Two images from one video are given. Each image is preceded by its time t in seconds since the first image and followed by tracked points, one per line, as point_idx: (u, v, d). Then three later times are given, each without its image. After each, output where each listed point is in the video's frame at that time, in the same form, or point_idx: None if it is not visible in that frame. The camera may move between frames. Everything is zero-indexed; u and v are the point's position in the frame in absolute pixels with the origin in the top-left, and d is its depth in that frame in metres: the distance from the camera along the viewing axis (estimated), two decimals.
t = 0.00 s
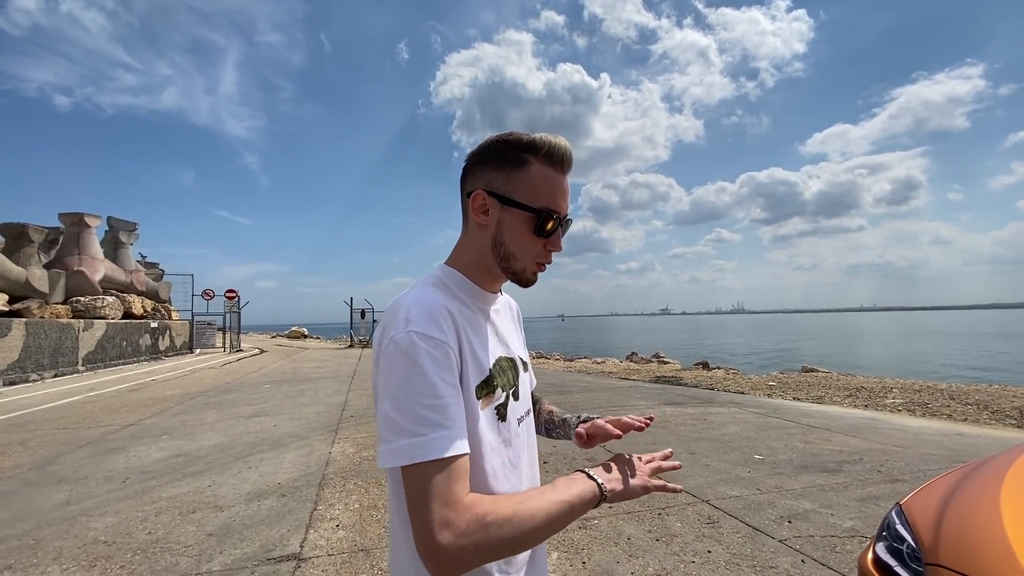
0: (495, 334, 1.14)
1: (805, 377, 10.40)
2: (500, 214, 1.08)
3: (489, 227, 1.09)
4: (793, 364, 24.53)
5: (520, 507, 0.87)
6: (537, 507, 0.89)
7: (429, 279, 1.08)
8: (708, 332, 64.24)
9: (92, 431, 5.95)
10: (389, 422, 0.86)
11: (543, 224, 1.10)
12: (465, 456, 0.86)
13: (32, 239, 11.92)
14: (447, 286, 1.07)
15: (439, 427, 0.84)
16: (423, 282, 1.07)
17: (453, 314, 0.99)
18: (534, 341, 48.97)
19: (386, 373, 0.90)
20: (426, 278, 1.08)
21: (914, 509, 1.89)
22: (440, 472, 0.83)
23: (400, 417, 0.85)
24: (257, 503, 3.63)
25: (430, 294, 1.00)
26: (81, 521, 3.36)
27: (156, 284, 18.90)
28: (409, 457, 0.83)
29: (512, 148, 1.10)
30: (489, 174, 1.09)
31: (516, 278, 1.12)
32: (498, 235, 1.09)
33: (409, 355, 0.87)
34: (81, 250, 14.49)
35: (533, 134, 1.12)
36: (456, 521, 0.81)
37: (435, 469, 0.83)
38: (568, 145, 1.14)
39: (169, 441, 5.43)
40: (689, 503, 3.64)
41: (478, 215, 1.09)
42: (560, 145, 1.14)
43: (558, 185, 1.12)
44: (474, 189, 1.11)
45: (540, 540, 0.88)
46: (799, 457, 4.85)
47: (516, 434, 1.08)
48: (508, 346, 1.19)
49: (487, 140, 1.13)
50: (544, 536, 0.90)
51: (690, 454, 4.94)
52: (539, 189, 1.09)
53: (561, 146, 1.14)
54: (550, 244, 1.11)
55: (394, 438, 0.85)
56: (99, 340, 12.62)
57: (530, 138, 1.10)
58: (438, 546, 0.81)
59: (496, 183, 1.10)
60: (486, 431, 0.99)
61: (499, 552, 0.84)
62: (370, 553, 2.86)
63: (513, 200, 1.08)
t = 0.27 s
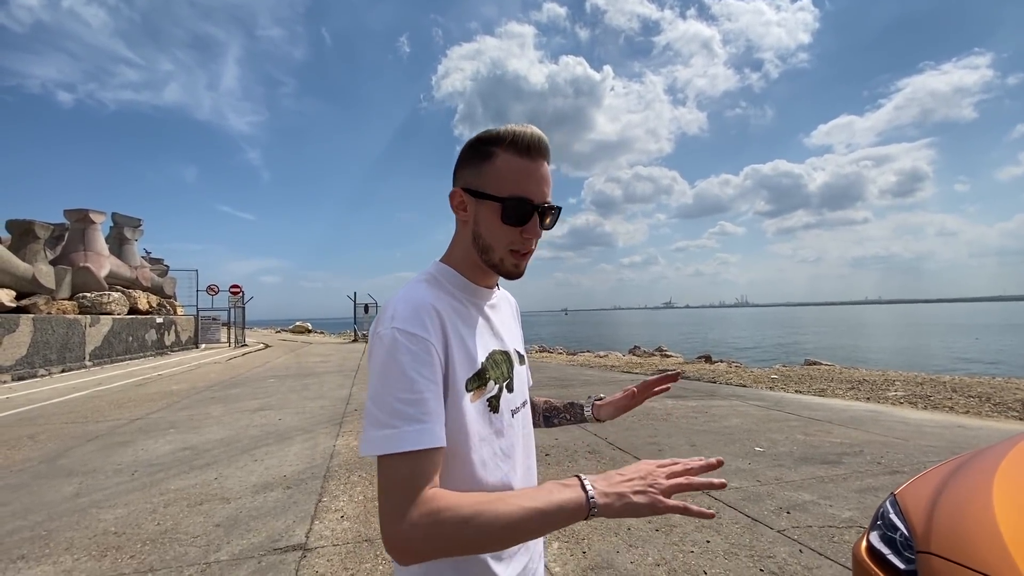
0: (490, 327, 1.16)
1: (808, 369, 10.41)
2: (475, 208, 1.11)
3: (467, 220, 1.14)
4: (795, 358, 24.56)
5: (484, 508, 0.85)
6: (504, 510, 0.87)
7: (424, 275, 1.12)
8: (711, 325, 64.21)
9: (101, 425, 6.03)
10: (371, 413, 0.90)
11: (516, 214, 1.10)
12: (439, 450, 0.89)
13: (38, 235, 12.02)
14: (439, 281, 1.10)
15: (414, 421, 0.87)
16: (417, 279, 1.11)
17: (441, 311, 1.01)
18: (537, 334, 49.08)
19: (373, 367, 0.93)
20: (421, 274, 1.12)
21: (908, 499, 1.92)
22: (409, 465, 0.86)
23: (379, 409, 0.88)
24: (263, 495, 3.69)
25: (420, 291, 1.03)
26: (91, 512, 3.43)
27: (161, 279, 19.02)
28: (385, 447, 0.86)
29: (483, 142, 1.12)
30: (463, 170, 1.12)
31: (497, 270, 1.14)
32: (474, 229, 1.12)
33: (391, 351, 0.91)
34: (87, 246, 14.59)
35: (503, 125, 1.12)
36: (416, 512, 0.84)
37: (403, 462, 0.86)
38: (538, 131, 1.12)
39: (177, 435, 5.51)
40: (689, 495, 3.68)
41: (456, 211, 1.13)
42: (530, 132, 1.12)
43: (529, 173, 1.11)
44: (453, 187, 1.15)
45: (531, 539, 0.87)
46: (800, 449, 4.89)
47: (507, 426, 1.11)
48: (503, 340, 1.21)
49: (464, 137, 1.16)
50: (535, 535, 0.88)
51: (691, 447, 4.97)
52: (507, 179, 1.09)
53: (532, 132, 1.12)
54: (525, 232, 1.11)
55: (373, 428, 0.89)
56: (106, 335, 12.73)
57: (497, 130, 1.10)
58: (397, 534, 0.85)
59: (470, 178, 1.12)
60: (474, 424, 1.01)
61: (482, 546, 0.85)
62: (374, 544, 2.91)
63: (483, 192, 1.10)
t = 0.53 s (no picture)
0: (477, 322, 1.21)
1: (811, 363, 10.43)
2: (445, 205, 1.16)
3: (445, 220, 1.19)
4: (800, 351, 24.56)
5: (462, 488, 0.92)
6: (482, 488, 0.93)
7: (413, 272, 1.17)
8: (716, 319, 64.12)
9: (110, 419, 6.14)
10: (359, 403, 0.95)
11: (478, 207, 1.12)
12: (422, 438, 0.94)
13: (46, 232, 12.15)
14: (425, 278, 1.15)
15: (398, 411, 0.92)
16: (406, 275, 1.15)
17: (426, 307, 1.05)
18: (542, 328, 49.17)
19: (360, 359, 0.98)
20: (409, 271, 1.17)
21: (897, 488, 1.96)
22: (394, 452, 0.91)
23: (365, 400, 0.93)
24: (270, 486, 3.77)
25: (408, 288, 1.07)
26: (103, 503, 3.52)
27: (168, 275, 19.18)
28: (371, 435, 0.91)
29: (452, 143, 1.17)
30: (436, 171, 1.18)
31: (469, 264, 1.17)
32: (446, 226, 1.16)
33: (377, 344, 0.95)
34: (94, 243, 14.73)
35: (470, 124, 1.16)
36: (399, 497, 0.90)
37: (388, 449, 0.91)
38: (499, 124, 1.13)
39: (185, 428, 5.61)
40: (688, 486, 3.73)
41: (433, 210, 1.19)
42: (492, 126, 1.13)
43: (489, 166, 1.12)
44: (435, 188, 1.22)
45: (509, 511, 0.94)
46: (799, 441, 4.93)
47: (493, 417, 1.15)
48: (492, 335, 1.26)
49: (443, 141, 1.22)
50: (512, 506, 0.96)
51: (691, 439, 5.03)
52: (468, 174, 1.12)
53: (494, 126, 1.13)
54: (488, 224, 1.12)
55: (360, 418, 0.94)
56: (114, 331, 12.89)
57: (461, 129, 1.14)
58: (381, 517, 0.90)
59: (443, 178, 1.18)
60: (459, 414, 1.06)
61: (463, 522, 0.92)
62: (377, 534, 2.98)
63: (449, 190, 1.14)
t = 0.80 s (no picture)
0: (456, 320, 1.26)
1: (814, 356, 10.45)
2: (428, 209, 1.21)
3: (428, 221, 1.25)
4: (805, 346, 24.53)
5: (431, 476, 1.01)
6: (447, 476, 1.03)
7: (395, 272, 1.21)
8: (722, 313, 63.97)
9: (120, 412, 6.26)
10: (339, 398, 1.00)
11: (459, 212, 1.18)
12: (397, 432, 1.00)
13: (54, 229, 12.29)
14: (407, 278, 1.19)
15: (375, 407, 0.98)
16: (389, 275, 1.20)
17: (406, 308, 1.10)
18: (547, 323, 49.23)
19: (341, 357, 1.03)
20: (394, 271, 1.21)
21: (882, 478, 2.02)
22: (371, 444, 0.98)
23: (345, 395, 0.98)
24: (275, 478, 3.86)
25: (389, 288, 1.12)
26: (114, 494, 3.62)
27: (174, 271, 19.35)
28: (349, 429, 0.97)
29: (435, 149, 1.22)
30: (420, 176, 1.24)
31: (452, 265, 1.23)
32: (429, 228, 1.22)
33: (357, 344, 1.00)
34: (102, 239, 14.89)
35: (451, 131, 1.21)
36: (374, 485, 0.98)
37: (366, 442, 0.97)
38: (480, 133, 1.18)
39: (192, 422, 5.71)
40: (685, 477, 3.79)
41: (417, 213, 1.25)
42: (473, 135, 1.19)
43: (470, 174, 1.17)
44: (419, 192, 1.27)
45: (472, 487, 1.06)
46: (797, 434, 4.97)
47: (472, 410, 1.22)
48: (472, 332, 1.31)
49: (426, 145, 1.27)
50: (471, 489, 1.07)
51: (691, 432, 5.08)
52: (449, 180, 1.17)
53: (475, 134, 1.18)
54: (469, 229, 1.18)
55: (340, 412, 0.99)
56: (123, 326, 13.05)
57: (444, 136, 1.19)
58: (359, 502, 0.98)
59: (427, 183, 1.23)
60: (437, 408, 1.12)
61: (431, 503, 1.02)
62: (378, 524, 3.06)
63: (433, 195, 1.19)
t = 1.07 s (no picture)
0: (440, 316, 1.34)
1: (817, 351, 10.48)
2: (439, 216, 1.27)
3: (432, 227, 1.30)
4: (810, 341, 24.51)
5: (415, 461, 1.09)
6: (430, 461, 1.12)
7: (383, 272, 1.28)
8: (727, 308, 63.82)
9: (130, 407, 6.39)
10: (331, 391, 1.08)
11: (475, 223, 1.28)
12: (384, 421, 1.08)
13: (63, 227, 12.46)
14: (395, 278, 1.26)
15: (364, 398, 1.06)
16: (376, 275, 1.27)
17: (392, 307, 1.17)
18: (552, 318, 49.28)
19: (332, 353, 1.10)
20: (381, 271, 1.28)
21: (864, 468, 2.09)
22: (360, 433, 1.06)
23: (336, 388, 1.06)
24: (282, 470, 3.97)
25: (376, 288, 1.19)
26: (126, 485, 3.74)
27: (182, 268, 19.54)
28: (341, 419, 1.05)
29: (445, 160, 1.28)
30: (427, 184, 1.28)
31: (456, 268, 1.31)
32: (438, 234, 1.28)
33: (347, 342, 1.08)
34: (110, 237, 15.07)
35: (462, 146, 1.29)
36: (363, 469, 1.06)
37: (356, 430, 1.05)
38: (492, 152, 1.30)
39: (201, 416, 5.84)
40: (681, 470, 3.87)
41: (420, 218, 1.28)
42: (484, 153, 1.30)
43: (485, 189, 1.29)
44: (418, 196, 1.30)
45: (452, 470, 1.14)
46: (795, 428, 5.03)
47: (455, 398, 1.30)
48: (455, 325, 1.39)
49: (426, 152, 1.31)
50: (452, 472, 1.16)
51: (690, 426, 5.15)
52: (468, 193, 1.26)
53: (486, 153, 1.30)
54: (482, 238, 1.29)
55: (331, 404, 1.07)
56: (132, 323, 13.23)
57: (457, 151, 1.27)
58: (348, 485, 1.06)
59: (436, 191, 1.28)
60: (422, 398, 1.20)
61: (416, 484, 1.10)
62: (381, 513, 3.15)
63: (446, 204, 1.26)
